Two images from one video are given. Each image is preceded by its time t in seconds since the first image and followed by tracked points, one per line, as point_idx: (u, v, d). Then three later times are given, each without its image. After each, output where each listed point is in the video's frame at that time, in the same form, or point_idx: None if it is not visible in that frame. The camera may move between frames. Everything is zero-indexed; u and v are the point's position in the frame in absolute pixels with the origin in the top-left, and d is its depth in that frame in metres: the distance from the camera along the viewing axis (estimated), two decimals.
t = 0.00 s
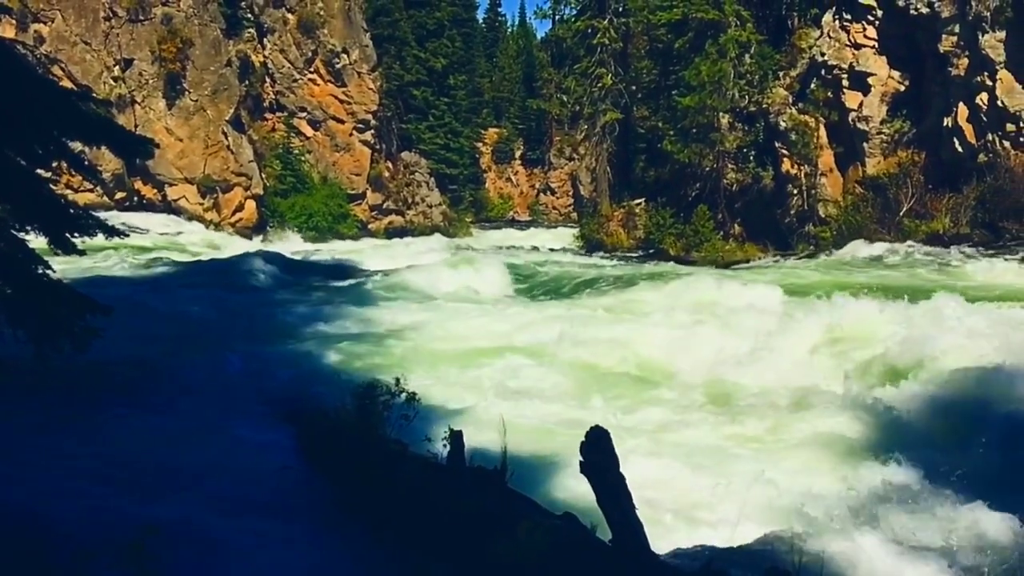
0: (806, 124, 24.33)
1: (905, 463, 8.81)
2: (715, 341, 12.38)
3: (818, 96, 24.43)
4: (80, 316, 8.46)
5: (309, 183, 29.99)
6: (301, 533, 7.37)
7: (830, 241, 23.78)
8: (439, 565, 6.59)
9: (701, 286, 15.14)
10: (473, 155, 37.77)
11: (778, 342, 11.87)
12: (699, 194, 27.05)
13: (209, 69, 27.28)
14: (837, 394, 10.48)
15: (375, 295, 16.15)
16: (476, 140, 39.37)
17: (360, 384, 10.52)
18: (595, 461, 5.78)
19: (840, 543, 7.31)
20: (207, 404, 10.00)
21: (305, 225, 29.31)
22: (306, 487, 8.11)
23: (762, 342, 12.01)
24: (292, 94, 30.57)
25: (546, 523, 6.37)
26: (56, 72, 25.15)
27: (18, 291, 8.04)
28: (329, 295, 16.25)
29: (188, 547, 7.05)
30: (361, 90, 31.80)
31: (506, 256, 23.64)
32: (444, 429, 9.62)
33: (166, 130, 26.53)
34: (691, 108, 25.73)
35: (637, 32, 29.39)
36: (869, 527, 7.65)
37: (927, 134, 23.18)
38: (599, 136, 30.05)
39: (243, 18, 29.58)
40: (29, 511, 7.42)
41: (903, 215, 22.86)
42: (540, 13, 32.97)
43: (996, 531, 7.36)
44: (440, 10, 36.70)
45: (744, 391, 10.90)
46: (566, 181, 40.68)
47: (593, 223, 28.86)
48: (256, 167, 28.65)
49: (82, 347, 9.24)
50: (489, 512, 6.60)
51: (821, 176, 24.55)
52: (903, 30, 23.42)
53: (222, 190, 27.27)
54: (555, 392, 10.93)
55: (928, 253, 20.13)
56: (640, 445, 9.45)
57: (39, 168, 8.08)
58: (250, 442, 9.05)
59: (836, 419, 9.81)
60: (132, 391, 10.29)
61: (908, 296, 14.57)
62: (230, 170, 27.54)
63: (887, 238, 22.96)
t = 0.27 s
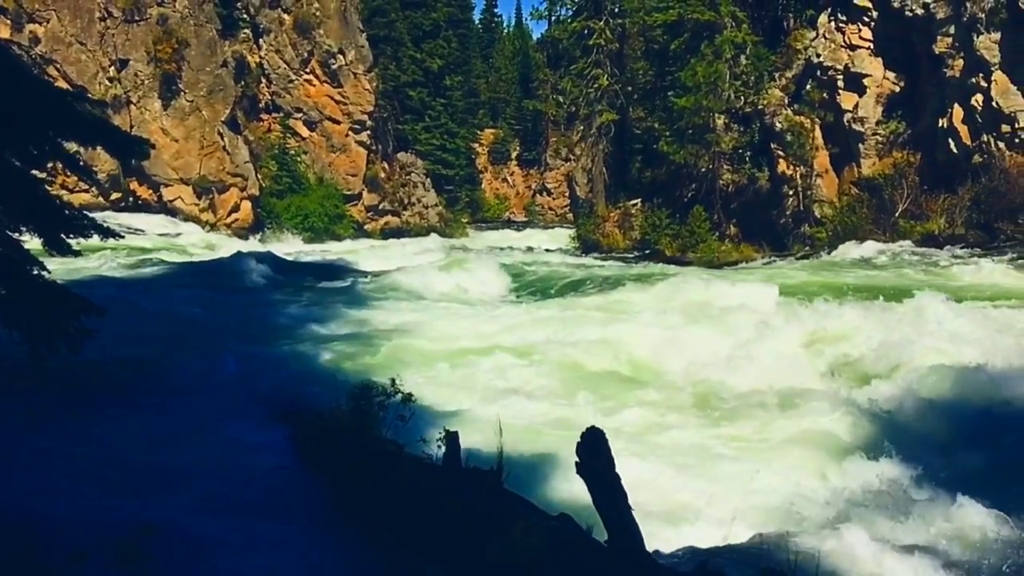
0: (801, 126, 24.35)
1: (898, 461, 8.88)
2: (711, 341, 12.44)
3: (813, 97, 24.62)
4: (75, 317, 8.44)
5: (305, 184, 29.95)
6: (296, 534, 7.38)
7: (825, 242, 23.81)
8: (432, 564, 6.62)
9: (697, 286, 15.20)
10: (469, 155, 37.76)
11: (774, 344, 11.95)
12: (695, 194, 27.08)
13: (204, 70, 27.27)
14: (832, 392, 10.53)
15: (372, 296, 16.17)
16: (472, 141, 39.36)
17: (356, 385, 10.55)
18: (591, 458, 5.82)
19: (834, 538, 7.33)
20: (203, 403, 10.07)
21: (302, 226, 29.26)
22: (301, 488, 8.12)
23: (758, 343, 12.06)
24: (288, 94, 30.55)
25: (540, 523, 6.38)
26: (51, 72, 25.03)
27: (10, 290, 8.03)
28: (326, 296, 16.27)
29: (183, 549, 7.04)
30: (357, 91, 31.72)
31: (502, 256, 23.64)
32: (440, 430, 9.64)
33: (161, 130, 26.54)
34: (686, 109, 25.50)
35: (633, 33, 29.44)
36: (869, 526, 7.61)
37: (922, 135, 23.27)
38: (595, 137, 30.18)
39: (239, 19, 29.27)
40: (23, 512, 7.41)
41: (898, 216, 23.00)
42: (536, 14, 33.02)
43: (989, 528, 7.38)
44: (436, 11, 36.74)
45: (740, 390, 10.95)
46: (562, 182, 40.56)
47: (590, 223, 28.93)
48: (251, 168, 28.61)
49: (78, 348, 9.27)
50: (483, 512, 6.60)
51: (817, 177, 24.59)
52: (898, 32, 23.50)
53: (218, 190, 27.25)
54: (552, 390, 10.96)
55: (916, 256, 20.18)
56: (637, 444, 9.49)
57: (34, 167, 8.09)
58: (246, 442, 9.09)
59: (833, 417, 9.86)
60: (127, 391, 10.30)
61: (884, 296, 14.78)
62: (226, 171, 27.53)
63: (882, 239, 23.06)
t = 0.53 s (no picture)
0: (796, 126, 24.45)
1: (893, 461, 8.89)
2: (707, 342, 12.48)
3: (807, 98, 24.59)
4: (70, 318, 8.41)
5: (301, 185, 29.87)
6: (292, 534, 7.38)
7: (820, 243, 23.67)
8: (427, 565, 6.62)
9: (693, 286, 15.21)
10: (464, 156, 37.77)
11: (770, 343, 11.97)
12: (690, 195, 27.11)
13: (199, 70, 27.20)
14: (828, 391, 10.54)
15: (367, 296, 16.17)
16: (467, 142, 39.39)
17: (352, 386, 10.55)
18: (588, 460, 5.82)
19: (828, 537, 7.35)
20: (198, 403, 10.06)
21: (296, 227, 29.12)
22: (297, 487, 8.12)
23: (754, 343, 12.08)
24: (283, 95, 30.51)
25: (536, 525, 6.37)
26: (44, 73, 25.12)
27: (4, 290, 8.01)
28: (322, 296, 16.26)
29: (177, 550, 7.03)
30: (353, 92, 31.51)
31: (498, 257, 23.63)
32: (435, 430, 9.63)
33: (156, 131, 26.54)
34: (682, 110, 25.67)
35: (628, 34, 29.51)
36: (864, 527, 7.60)
37: (917, 137, 23.33)
38: (590, 138, 30.26)
39: (234, 19, 29.70)
40: (17, 513, 7.40)
41: (892, 217, 23.11)
42: (531, 14, 33.06)
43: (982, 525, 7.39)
44: (432, 11, 36.78)
45: (736, 390, 10.97)
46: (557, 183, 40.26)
47: (585, 224, 28.96)
48: (246, 168, 28.46)
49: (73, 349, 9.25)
50: (478, 512, 6.60)
51: (812, 178, 24.56)
52: (893, 33, 23.57)
53: (213, 191, 27.17)
54: (549, 391, 10.97)
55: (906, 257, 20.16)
56: (633, 444, 9.50)
57: (28, 169, 8.07)
58: (241, 442, 9.09)
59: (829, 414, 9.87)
60: (123, 391, 10.30)
61: (865, 295, 14.87)
62: (221, 171, 27.46)
63: (877, 239, 23.27)
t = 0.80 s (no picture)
0: (791, 127, 24.45)
1: (886, 459, 8.91)
2: (703, 342, 12.51)
3: (802, 99, 24.60)
4: (63, 319, 8.39)
5: (295, 185, 29.82)
6: (287, 534, 7.38)
7: (814, 243, 23.86)
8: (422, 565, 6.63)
9: (688, 287, 15.29)
10: (459, 157, 37.78)
11: (765, 344, 12.02)
12: (685, 196, 27.19)
13: (194, 70, 27.15)
14: (823, 391, 10.58)
15: (362, 297, 16.18)
16: (462, 142, 39.41)
17: (346, 387, 10.55)
18: (583, 458, 5.83)
19: (825, 542, 7.37)
20: (194, 403, 10.06)
21: (291, 228, 29.01)
22: (292, 487, 8.12)
23: (750, 344, 12.12)
24: (278, 96, 30.39)
25: (531, 526, 6.38)
26: (38, 73, 25.09)
27: None
28: (317, 296, 16.27)
29: (171, 551, 7.02)
30: (347, 92, 31.55)
31: (493, 257, 23.66)
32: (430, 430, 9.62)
33: (151, 131, 26.47)
34: (677, 111, 25.88)
35: (622, 35, 29.45)
36: (858, 527, 7.64)
37: (911, 138, 23.37)
38: (585, 138, 30.24)
39: (229, 19, 29.54)
40: (12, 514, 7.39)
41: (886, 217, 23.07)
42: (526, 15, 33.09)
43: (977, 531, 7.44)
44: (427, 12, 36.78)
45: (731, 390, 11.00)
46: (552, 183, 40.41)
47: (580, 225, 28.99)
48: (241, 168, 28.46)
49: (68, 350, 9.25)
50: (473, 512, 6.61)
51: (806, 179, 24.60)
52: (887, 34, 23.65)
53: (207, 191, 27.07)
54: (545, 390, 10.99)
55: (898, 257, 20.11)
56: (630, 444, 9.52)
57: (22, 169, 8.03)
58: (237, 442, 9.08)
59: (824, 415, 9.92)
60: (118, 391, 10.30)
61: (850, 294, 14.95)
62: (215, 171, 27.39)
63: (872, 239, 23.15)
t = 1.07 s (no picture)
0: (785, 128, 24.50)
1: (881, 460, 8.91)
2: (698, 342, 12.51)
3: (796, 99, 24.70)
4: (57, 320, 8.36)
5: (290, 186, 29.76)
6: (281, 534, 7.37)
7: (809, 243, 23.84)
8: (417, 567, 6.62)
9: (684, 288, 15.28)
10: (454, 158, 37.76)
11: (761, 344, 12.03)
12: (679, 197, 27.23)
13: (188, 71, 27.13)
14: (818, 391, 10.58)
15: (358, 298, 16.13)
16: (457, 143, 39.38)
17: (341, 388, 10.52)
18: (577, 458, 5.83)
19: (818, 539, 7.38)
20: (188, 403, 10.06)
21: (285, 228, 28.87)
22: (287, 487, 8.12)
23: (746, 344, 12.12)
24: (272, 96, 30.43)
25: (526, 527, 6.38)
26: (32, 74, 25.00)
27: None
28: (312, 297, 16.22)
29: (166, 551, 7.04)
30: (342, 93, 31.49)
31: (486, 258, 23.65)
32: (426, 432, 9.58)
33: (145, 132, 26.42)
34: (671, 112, 25.81)
35: (617, 35, 29.45)
36: (852, 524, 7.65)
37: (904, 138, 23.47)
38: (580, 139, 30.20)
39: (223, 20, 29.52)
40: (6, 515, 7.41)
41: (880, 218, 23.10)
42: (521, 16, 33.09)
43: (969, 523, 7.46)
44: (421, 12, 36.77)
45: (728, 390, 11.00)
46: (547, 184, 40.30)
47: (575, 225, 28.91)
48: (235, 169, 28.43)
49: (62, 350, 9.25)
50: (468, 512, 6.60)
51: (801, 179, 24.76)
52: (881, 35, 23.72)
53: (202, 192, 27.13)
54: (541, 391, 10.98)
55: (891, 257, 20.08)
56: (627, 445, 9.51)
57: (16, 170, 8.00)
58: (231, 442, 9.08)
59: (821, 416, 9.93)
60: (112, 392, 10.29)
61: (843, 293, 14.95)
62: (209, 172, 27.38)
63: (866, 239, 23.20)
